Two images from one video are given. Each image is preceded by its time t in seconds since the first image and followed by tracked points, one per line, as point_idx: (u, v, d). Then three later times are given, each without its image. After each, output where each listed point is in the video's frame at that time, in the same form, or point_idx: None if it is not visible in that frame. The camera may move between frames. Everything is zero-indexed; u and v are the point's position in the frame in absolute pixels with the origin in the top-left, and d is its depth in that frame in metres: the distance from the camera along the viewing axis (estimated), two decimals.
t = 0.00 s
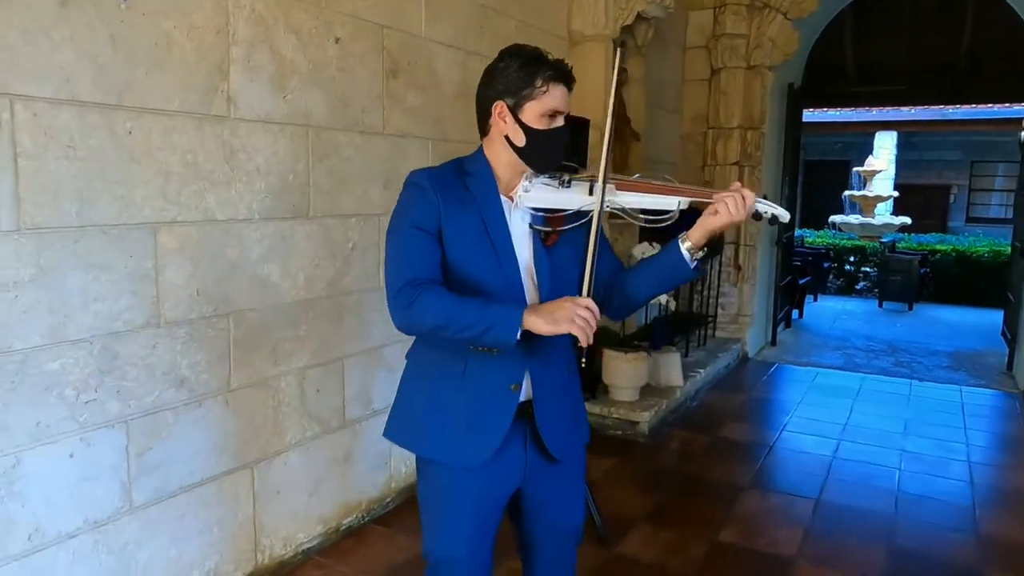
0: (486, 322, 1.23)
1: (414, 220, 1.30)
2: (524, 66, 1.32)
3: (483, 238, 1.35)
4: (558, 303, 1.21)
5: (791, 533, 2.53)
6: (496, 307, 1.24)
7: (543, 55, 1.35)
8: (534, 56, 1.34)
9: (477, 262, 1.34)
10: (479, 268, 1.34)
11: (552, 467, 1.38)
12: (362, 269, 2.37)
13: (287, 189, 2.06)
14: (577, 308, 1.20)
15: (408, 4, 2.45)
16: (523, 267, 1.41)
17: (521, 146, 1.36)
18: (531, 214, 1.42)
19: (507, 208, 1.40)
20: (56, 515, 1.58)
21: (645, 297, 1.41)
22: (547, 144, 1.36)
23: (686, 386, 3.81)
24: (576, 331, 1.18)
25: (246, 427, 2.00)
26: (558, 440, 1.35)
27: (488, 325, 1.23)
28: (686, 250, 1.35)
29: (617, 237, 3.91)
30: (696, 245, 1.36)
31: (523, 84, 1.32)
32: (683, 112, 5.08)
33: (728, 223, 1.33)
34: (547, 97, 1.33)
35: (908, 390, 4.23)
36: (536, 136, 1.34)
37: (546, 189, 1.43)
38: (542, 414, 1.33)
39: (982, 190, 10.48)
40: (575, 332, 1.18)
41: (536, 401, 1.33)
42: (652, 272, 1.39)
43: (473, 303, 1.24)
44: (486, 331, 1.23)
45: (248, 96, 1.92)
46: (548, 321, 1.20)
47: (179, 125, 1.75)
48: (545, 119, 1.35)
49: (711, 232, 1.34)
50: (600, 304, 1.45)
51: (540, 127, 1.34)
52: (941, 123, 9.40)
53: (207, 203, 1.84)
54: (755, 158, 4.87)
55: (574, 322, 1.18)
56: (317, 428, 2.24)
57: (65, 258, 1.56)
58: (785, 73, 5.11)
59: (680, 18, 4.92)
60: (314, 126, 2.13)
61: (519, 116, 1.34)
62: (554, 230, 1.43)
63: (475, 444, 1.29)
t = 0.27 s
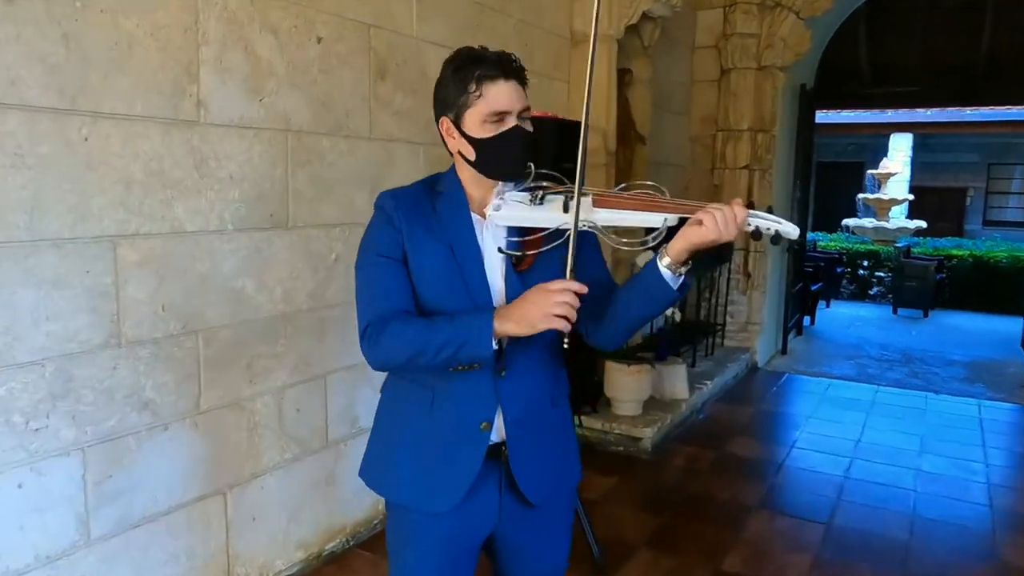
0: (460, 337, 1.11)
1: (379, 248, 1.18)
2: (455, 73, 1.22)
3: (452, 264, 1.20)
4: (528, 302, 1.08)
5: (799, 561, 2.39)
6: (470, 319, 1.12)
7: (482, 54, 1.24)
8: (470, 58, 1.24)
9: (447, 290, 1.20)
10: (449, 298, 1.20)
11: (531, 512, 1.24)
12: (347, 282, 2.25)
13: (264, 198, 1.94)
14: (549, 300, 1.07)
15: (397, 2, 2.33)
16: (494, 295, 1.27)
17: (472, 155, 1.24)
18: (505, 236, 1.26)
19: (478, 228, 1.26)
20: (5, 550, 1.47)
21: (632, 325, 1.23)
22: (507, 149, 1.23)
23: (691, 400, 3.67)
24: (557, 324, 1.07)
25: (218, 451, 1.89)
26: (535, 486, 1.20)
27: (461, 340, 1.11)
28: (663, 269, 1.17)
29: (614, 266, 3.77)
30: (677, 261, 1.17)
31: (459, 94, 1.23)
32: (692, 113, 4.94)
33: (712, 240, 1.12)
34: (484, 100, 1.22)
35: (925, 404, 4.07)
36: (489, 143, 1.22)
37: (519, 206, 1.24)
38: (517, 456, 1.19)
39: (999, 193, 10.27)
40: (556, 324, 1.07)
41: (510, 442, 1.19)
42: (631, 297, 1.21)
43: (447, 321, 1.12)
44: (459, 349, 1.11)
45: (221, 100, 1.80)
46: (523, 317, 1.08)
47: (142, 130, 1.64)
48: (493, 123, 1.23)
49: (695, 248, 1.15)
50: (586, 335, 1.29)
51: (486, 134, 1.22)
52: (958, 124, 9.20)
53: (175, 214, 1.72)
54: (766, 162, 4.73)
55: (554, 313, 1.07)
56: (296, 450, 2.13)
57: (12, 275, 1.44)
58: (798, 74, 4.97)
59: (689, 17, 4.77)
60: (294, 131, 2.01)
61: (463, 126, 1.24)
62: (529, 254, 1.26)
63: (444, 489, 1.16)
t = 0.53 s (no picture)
0: (421, 432, 1.01)
1: (353, 283, 1.07)
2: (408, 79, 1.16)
3: (430, 298, 1.08)
4: (496, 432, 0.98)
5: None
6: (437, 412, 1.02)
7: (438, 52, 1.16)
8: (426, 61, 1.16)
9: (426, 327, 1.08)
10: (429, 338, 1.08)
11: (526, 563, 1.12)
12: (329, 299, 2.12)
13: (235, 211, 1.82)
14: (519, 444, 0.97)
15: (384, 3, 2.21)
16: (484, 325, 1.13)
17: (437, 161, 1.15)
18: (501, 258, 1.08)
19: (471, 249, 1.14)
20: None
21: (651, 352, 1.12)
22: (486, 154, 1.12)
23: (697, 417, 3.53)
24: (517, 468, 0.97)
25: (184, 481, 1.77)
26: (530, 536, 1.08)
27: (422, 426, 1.01)
28: (685, 286, 1.05)
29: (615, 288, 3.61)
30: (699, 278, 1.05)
31: (415, 100, 1.16)
32: (700, 118, 4.80)
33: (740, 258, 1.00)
34: (433, 100, 1.13)
35: (942, 421, 3.91)
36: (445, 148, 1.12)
37: (516, 224, 1.08)
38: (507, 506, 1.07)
39: (1016, 198, 10.05)
40: (515, 469, 0.97)
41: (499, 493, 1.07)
42: (649, 321, 1.09)
43: (412, 404, 1.02)
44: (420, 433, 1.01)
45: (187, 107, 1.69)
46: (483, 448, 0.98)
47: (97, 140, 1.52)
48: (453, 122, 1.13)
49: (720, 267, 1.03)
50: (605, 366, 1.17)
51: (442, 135, 1.13)
52: (975, 129, 9.00)
53: (134, 230, 1.61)
54: (776, 168, 4.58)
55: (517, 457, 0.97)
56: (271, 478, 2.01)
57: None
58: (810, 78, 4.82)
59: (698, 19, 4.63)
60: (270, 140, 1.89)
61: (424, 132, 1.16)
62: (530, 279, 1.10)
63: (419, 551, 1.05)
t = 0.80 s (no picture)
0: (408, 491, 0.87)
1: (336, 304, 0.92)
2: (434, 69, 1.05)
3: (433, 334, 0.95)
4: (494, 491, 0.85)
5: None
6: (430, 476, 0.87)
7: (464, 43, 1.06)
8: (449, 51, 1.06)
9: (427, 366, 0.94)
10: (425, 374, 0.95)
11: None
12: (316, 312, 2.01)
13: (214, 220, 1.71)
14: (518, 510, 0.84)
15: None
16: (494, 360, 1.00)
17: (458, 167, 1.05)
18: (508, 278, 0.99)
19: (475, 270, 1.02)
20: None
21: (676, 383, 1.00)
22: (524, 159, 1.04)
23: (709, 432, 3.39)
24: (512, 539, 0.84)
25: (157, 509, 1.66)
26: None
27: (412, 494, 0.87)
28: (713, 314, 0.94)
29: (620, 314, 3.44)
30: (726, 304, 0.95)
31: (439, 95, 1.05)
32: (714, 121, 4.66)
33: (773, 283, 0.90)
34: (471, 94, 1.03)
35: (966, 437, 3.75)
36: (482, 150, 1.03)
37: (529, 243, 1.00)
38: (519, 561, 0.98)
39: None
40: (509, 541, 0.84)
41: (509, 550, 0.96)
42: (678, 352, 0.98)
43: (397, 455, 0.87)
44: (411, 499, 0.87)
45: (160, 110, 1.57)
46: (478, 513, 0.85)
47: (56, 145, 1.41)
48: (485, 125, 1.05)
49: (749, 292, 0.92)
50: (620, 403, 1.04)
51: (476, 137, 1.04)
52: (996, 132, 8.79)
53: (100, 242, 1.50)
54: (792, 173, 4.43)
55: (514, 527, 0.84)
56: (253, 503, 1.89)
57: None
58: (827, 79, 4.66)
59: (711, 19, 4.49)
60: (252, 145, 1.78)
61: (449, 132, 1.06)
62: (538, 304, 1.00)
63: None
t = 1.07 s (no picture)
0: (438, 445, 0.80)
1: (314, 297, 0.86)
2: (459, 75, 0.91)
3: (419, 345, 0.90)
4: (560, 378, 0.78)
5: None
6: (461, 397, 0.80)
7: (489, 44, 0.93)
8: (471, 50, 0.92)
9: (412, 361, 0.90)
10: (410, 370, 0.90)
11: None
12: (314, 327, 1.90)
13: (204, 230, 1.61)
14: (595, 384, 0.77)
15: None
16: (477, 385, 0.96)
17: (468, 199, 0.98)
18: (491, 295, 0.97)
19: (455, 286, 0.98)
20: None
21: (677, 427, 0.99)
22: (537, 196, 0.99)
23: (728, 448, 3.26)
24: (597, 418, 0.77)
25: (140, 538, 1.55)
26: None
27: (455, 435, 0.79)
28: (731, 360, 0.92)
29: (637, 345, 3.27)
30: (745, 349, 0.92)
31: (461, 109, 0.93)
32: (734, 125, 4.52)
33: (796, 312, 0.86)
34: (505, 120, 0.93)
35: (999, 455, 3.59)
36: (502, 184, 0.97)
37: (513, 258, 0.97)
38: None
39: None
40: (593, 421, 0.77)
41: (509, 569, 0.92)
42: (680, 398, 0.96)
43: (423, 413, 0.80)
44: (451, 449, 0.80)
45: (143, 112, 1.47)
46: (551, 402, 0.77)
47: (28, 149, 1.31)
48: (504, 155, 0.96)
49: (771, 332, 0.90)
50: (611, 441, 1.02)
51: (496, 170, 0.96)
52: None
53: (78, 253, 1.40)
54: (816, 178, 4.28)
55: (595, 405, 0.77)
56: (246, 529, 1.78)
57: None
58: (853, 81, 4.50)
59: (732, 19, 4.35)
60: (246, 150, 1.68)
61: (464, 156, 0.96)
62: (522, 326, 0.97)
63: None
